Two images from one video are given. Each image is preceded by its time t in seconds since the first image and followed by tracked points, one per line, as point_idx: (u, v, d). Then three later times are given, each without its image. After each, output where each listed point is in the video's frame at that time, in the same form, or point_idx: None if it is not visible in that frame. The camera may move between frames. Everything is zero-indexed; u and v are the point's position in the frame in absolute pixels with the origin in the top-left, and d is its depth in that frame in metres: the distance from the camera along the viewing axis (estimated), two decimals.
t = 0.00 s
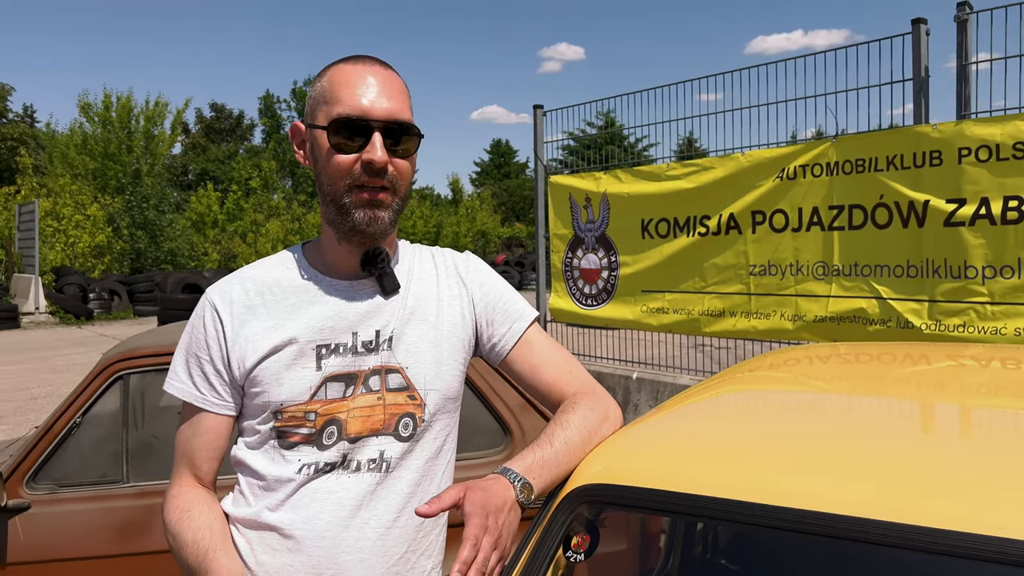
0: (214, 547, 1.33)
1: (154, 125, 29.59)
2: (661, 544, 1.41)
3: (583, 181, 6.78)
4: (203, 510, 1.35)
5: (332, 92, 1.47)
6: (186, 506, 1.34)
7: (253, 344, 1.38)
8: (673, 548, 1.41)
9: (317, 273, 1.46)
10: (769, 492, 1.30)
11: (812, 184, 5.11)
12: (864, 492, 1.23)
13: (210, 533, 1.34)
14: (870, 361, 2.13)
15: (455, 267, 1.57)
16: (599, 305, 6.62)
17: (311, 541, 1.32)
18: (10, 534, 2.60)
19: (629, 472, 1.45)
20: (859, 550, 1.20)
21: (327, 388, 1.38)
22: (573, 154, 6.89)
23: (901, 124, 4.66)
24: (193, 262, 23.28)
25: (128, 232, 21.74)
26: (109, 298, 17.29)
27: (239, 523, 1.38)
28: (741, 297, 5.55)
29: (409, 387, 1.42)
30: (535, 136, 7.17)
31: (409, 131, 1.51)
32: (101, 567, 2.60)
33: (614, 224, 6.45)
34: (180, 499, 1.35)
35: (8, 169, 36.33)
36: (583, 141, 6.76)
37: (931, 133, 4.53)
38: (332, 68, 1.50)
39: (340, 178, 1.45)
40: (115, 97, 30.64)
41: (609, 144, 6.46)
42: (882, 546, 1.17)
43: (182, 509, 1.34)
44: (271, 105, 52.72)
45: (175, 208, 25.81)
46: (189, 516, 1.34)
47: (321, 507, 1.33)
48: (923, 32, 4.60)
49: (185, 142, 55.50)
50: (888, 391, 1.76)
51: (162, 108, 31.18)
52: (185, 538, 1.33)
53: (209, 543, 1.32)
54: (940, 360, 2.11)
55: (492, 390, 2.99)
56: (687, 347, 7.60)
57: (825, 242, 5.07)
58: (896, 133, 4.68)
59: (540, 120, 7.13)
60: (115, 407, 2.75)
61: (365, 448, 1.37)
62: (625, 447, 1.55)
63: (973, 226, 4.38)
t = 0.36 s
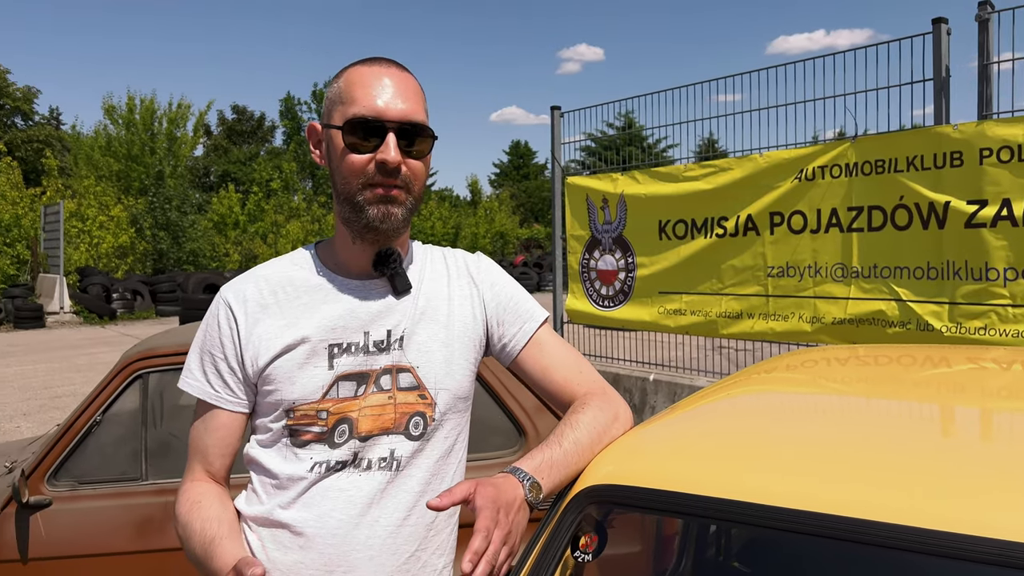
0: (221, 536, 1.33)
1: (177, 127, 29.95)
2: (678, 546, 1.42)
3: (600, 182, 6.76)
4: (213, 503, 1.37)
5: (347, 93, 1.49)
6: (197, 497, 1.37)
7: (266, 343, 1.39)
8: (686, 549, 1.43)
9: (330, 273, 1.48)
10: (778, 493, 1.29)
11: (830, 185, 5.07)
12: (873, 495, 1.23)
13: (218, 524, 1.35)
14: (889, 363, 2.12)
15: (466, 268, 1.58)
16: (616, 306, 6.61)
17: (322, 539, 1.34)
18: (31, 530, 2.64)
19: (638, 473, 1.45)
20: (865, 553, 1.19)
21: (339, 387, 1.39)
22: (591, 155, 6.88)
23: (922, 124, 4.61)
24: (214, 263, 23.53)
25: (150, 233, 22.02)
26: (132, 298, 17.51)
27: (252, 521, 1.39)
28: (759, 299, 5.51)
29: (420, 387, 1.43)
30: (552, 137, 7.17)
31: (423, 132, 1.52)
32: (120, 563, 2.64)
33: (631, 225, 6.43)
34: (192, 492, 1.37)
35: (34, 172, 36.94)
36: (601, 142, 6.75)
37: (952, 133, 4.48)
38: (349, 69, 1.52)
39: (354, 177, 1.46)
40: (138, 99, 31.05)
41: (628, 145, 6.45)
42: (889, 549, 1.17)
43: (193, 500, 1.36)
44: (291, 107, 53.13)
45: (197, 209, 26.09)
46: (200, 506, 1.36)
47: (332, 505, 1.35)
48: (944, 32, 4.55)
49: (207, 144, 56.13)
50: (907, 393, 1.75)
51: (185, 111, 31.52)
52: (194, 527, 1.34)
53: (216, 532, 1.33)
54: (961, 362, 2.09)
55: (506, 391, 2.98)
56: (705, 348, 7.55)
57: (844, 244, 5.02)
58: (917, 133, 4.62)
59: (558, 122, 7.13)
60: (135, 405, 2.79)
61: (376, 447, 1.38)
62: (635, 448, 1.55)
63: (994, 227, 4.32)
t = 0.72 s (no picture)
0: (233, 523, 1.34)
1: (200, 130, 30.31)
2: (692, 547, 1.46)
3: (618, 184, 6.74)
4: (226, 494, 1.38)
5: (371, 95, 1.51)
6: (210, 489, 1.38)
7: (283, 340, 1.41)
8: (701, 553, 1.47)
9: (347, 272, 1.50)
10: (789, 495, 1.29)
11: (851, 186, 5.02)
12: (885, 498, 1.22)
13: (232, 513, 1.36)
14: (910, 366, 2.10)
15: (480, 269, 1.59)
16: (634, 308, 6.59)
17: (335, 537, 1.35)
18: (55, 528, 2.69)
19: (650, 474, 1.45)
20: (875, 556, 1.19)
21: (354, 385, 1.41)
22: (611, 157, 6.87)
23: (944, 124, 4.56)
24: (236, 264, 23.77)
25: (173, 235, 22.29)
26: (156, 299, 17.74)
27: (267, 519, 1.41)
28: (779, 301, 5.47)
29: (432, 386, 1.44)
30: (570, 139, 7.16)
31: (443, 137, 1.53)
32: (140, 561, 2.68)
33: (650, 226, 6.41)
34: (205, 483, 1.39)
35: (61, 175, 37.56)
36: (621, 143, 6.74)
37: (974, 134, 4.42)
38: (375, 71, 1.54)
39: (373, 178, 1.48)
40: (161, 103, 31.45)
41: (648, 146, 6.43)
42: (899, 552, 1.16)
43: (206, 491, 1.37)
44: (311, 109, 53.54)
45: (219, 212, 26.38)
46: (212, 497, 1.37)
47: (345, 504, 1.36)
48: (966, 31, 4.50)
49: (229, 147, 56.76)
50: (927, 396, 1.73)
51: (208, 114, 31.89)
52: (208, 517, 1.35)
53: (229, 519, 1.34)
54: (983, 365, 2.06)
55: (522, 392, 2.99)
56: (726, 350, 7.51)
57: (865, 245, 4.97)
58: (939, 133, 4.57)
59: (576, 123, 7.12)
60: (156, 405, 2.84)
61: (388, 446, 1.40)
62: (647, 449, 1.55)
63: (1018, 229, 4.26)
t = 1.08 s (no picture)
0: (260, 541, 1.36)
1: (219, 135, 30.61)
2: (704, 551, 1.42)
3: (633, 186, 6.73)
4: (249, 507, 1.40)
5: (387, 101, 1.52)
6: (232, 501, 1.39)
7: (297, 343, 1.43)
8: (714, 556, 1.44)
9: (360, 276, 1.52)
10: (799, 499, 1.29)
11: (868, 188, 4.98)
12: (896, 503, 1.22)
13: (256, 528, 1.38)
14: (928, 369, 2.08)
15: (491, 273, 1.60)
16: (650, 310, 6.57)
17: (347, 539, 1.37)
18: (74, 528, 2.73)
19: (660, 477, 1.45)
20: (883, 559, 1.18)
21: (367, 389, 1.42)
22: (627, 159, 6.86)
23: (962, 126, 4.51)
24: (255, 267, 23.96)
25: (192, 239, 22.51)
26: (175, 302, 17.93)
27: (280, 520, 1.42)
28: (796, 304, 5.44)
29: (444, 390, 1.45)
30: (586, 141, 7.16)
31: (458, 144, 1.54)
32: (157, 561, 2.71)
33: (665, 229, 6.40)
34: (226, 494, 1.40)
35: (84, 180, 38.07)
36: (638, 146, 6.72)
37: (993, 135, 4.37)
38: (392, 78, 1.56)
39: (387, 184, 1.50)
40: (181, 108, 31.80)
41: (665, 148, 6.41)
42: (906, 556, 1.16)
43: (228, 504, 1.39)
44: (329, 114, 53.88)
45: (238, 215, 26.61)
46: (235, 510, 1.39)
47: (356, 506, 1.38)
48: (985, 31, 4.45)
49: (248, 152, 57.30)
50: (944, 400, 1.72)
51: (227, 118, 32.20)
52: (232, 532, 1.37)
53: (255, 537, 1.36)
54: (1002, 369, 2.04)
55: (536, 395, 2.99)
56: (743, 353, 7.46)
57: (882, 248, 4.93)
58: (957, 135, 4.52)
59: (592, 126, 7.12)
60: (173, 407, 2.87)
61: (399, 449, 1.41)
62: (658, 452, 1.55)
63: None
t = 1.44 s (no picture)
0: (257, 531, 1.38)
1: (227, 134, 30.72)
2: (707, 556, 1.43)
3: (640, 186, 6.72)
4: (249, 500, 1.42)
5: (375, 100, 1.53)
6: (232, 495, 1.42)
7: (298, 342, 1.44)
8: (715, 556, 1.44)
9: (360, 274, 1.52)
10: (802, 498, 1.29)
11: (875, 188, 4.96)
12: (905, 503, 1.21)
13: (254, 519, 1.40)
14: (934, 369, 2.07)
15: (493, 271, 1.60)
16: (656, 310, 6.56)
17: (349, 535, 1.37)
18: (80, 525, 2.75)
19: (662, 476, 1.45)
20: (890, 558, 1.18)
21: (369, 387, 1.42)
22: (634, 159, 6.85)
23: (969, 126, 4.48)
24: (262, 267, 24.03)
25: (200, 238, 22.60)
26: (183, 301, 18.01)
27: (282, 518, 1.43)
28: (802, 304, 5.42)
29: (446, 388, 1.46)
30: (592, 141, 7.15)
31: (448, 136, 1.55)
32: (163, 558, 2.73)
33: (671, 229, 6.39)
34: (227, 488, 1.43)
35: (93, 179, 38.24)
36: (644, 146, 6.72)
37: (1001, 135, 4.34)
38: (377, 77, 1.57)
39: (381, 181, 1.50)
40: (190, 107, 31.89)
41: (672, 148, 6.39)
42: (909, 555, 1.16)
43: (228, 497, 1.41)
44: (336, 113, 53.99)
45: (246, 215, 26.70)
46: (235, 503, 1.41)
47: (360, 503, 1.38)
48: (993, 31, 4.43)
49: (256, 151, 57.50)
50: (949, 400, 1.71)
51: (235, 118, 32.31)
52: (230, 524, 1.39)
53: (251, 527, 1.38)
54: (1009, 369, 2.03)
55: (540, 394, 2.99)
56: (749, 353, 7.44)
57: (889, 248, 4.91)
58: (964, 135, 4.50)
59: (598, 126, 7.12)
60: (179, 405, 2.89)
61: (402, 446, 1.41)
62: (660, 450, 1.55)
63: None
